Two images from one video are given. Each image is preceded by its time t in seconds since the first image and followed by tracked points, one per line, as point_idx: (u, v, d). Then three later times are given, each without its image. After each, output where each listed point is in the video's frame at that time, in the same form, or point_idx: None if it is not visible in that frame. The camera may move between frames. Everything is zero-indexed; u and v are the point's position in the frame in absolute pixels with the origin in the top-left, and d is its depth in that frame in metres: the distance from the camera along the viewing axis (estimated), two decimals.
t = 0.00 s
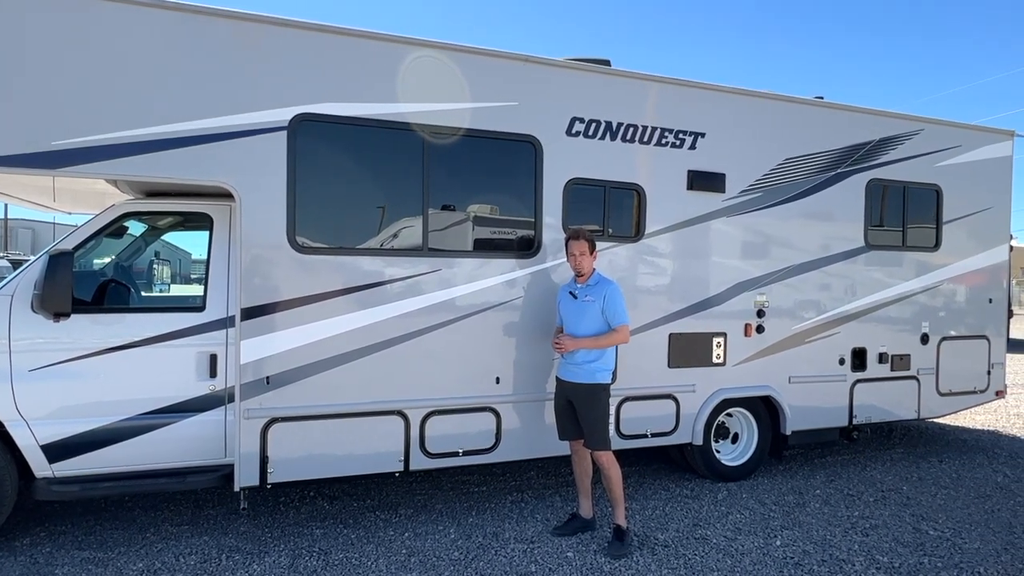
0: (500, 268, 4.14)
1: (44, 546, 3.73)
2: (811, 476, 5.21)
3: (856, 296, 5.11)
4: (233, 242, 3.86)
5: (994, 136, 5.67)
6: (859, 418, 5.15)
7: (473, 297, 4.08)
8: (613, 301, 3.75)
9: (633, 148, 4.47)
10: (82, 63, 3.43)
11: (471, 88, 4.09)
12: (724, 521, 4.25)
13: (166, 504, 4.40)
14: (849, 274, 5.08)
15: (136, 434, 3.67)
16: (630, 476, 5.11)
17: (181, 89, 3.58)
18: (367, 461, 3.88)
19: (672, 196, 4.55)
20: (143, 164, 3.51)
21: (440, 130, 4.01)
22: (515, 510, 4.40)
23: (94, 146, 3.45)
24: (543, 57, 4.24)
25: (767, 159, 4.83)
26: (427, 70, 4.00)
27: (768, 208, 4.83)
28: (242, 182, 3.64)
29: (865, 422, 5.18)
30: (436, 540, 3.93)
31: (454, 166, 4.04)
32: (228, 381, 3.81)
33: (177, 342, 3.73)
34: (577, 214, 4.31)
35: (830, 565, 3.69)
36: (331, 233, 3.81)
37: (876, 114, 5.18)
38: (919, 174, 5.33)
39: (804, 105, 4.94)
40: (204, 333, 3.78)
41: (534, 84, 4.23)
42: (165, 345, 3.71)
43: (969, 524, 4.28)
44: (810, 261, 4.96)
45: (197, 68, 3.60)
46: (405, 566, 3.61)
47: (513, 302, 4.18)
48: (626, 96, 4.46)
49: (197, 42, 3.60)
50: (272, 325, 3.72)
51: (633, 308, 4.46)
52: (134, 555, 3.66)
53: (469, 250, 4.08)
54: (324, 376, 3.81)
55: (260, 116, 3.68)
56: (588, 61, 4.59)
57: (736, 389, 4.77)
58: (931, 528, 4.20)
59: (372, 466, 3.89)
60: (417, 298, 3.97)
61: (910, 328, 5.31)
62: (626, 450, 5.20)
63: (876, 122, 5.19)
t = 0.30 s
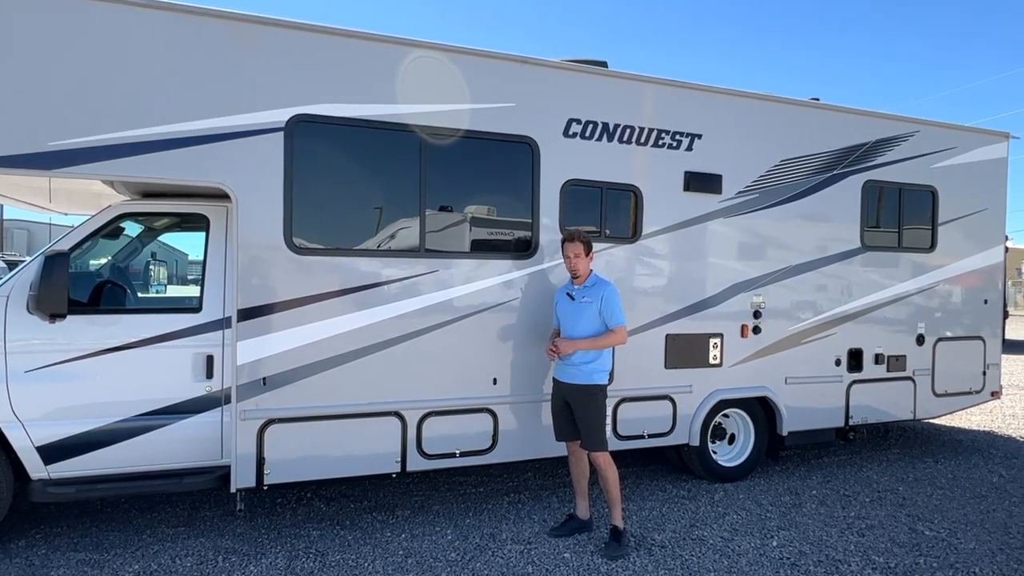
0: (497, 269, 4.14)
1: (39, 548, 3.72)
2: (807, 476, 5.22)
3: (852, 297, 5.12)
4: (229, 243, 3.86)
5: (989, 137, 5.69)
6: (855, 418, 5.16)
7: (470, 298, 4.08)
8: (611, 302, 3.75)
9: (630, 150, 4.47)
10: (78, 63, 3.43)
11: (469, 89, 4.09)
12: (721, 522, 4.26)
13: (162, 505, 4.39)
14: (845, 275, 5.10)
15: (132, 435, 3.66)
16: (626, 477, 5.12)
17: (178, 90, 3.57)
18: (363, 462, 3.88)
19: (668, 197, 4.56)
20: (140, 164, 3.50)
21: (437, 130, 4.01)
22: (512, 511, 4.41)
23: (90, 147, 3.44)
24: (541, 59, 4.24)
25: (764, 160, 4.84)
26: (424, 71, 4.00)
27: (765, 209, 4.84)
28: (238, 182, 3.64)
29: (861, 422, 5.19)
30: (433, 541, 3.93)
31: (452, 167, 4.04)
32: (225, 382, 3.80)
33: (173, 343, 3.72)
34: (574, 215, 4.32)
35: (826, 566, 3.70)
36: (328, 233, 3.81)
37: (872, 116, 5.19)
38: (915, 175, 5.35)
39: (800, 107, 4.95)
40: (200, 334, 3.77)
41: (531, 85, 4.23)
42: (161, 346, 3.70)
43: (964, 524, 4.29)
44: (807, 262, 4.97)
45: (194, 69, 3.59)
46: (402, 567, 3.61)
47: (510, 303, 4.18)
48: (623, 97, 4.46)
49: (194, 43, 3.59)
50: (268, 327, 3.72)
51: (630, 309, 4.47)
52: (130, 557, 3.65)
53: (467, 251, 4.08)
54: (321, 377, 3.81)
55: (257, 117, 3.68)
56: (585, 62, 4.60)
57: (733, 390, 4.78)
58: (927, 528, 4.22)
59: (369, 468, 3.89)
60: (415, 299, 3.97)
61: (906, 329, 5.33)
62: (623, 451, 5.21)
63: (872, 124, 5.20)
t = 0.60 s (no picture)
0: (494, 270, 4.14)
1: (35, 550, 3.70)
2: (804, 477, 5.22)
3: (849, 298, 5.13)
4: (226, 244, 3.85)
5: (985, 139, 5.71)
6: (852, 419, 5.17)
7: (467, 300, 4.08)
8: (609, 303, 3.75)
9: (628, 151, 4.48)
10: (75, 64, 3.42)
11: (466, 90, 4.10)
12: (718, 523, 4.26)
13: (159, 507, 4.38)
14: (842, 276, 5.11)
15: (129, 437, 3.65)
16: (624, 478, 5.12)
17: (174, 91, 3.57)
18: (360, 463, 3.87)
19: (665, 199, 4.56)
20: (136, 165, 3.49)
21: (435, 131, 4.01)
22: (509, 512, 4.40)
23: (86, 148, 3.43)
24: (538, 60, 4.25)
25: (760, 161, 4.85)
26: (421, 72, 4.00)
27: (761, 210, 4.85)
28: (235, 183, 3.63)
29: (858, 423, 5.20)
30: (431, 542, 3.92)
31: (449, 168, 4.04)
32: (222, 384, 3.80)
33: (170, 344, 3.71)
34: (571, 217, 4.32)
35: (823, 566, 3.71)
36: (325, 234, 3.81)
37: (868, 117, 5.21)
38: (911, 177, 5.37)
39: (796, 108, 4.96)
40: (197, 336, 3.77)
41: (528, 87, 4.24)
42: (158, 348, 3.69)
43: (960, 525, 4.30)
44: (803, 263, 4.98)
45: (191, 69, 3.59)
46: (399, 568, 3.60)
47: (507, 304, 4.18)
48: (620, 99, 4.47)
49: (191, 44, 3.59)
50: (265, 328, 3.71)
51: (627, 311, 4.47)
52: (127, 558, 3.64)
53: (464, 251, 4.09)
54: (318, 379, 3.81)
55: (254, 118, 3.68)
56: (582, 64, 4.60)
57: (730, 391, 4.78)
58: (923, 529, 4.23)
59: (366, 469, 3.88)
60: (412, 300, 3.97)
61: (902, 330, 5.34)
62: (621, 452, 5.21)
63: (868, 125, 5.22)
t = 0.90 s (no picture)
0: (491, 272, 4.15)
1: (31, 552, 3.69)
2: (801, 478, 5.23)
3: (845, 299, 5.15)
4: (224, 245, 3.85)
5: (981, 141, 5.73)
6: (849, 420, 5.18)
7: (465, 301, 4.09)
8: (604, 303, 3.76)
9: (625, 152, 4.49)
10: (72, 65, 3.42)
11: (464, 92, 4.10)
12: (715, 524, 4.26)
13: (156, 509, 4.37)
14: (838, 278, 5.12)
15: (125, 438, 3.64)
16: (621, 479, 5.12)
17: (171, 92, 3.57)
18: (358, 465, 3.87)
19: (663, 200, 4.57)
20: (133, 166, 3.49)
21: (432, 133, 4.01)
22: (507, 513, 4.40)
23: (83, 149, 3.43)
24: (535, 62, 4.25)
25: (757, 162, 4.86)
26: (419, 73, 4.00)
27: (758, 212, 4.86)
28: (232, 185, 3.63)
29: (854, 424, 5.21)
30: (428, 544, 3.92)
31: (446, 169, 4.05)
32: (219, 385, 3.79)
33: (166, 346, 3.71)
34: (569, 218, 4.33)
35: (819, 567, 3.71)
36: (323, 235, 3.81)
37: (865, 119, 5.22)
38: (907, 179, 5.38)
39: (793, 110, 4.98)
40: (194, 337, 3.76)
41: (525, 88, 4.24)
42: (155, 349, 3.69)
43: (957, 525, 4.31)
44: (800, 265, 4.99)
45: (188, 70, 3.59)
46: (396, 570, 3.60)
47: (505, 305, 4.19)
48: (617, 101, 4.48)
49: (189, 45, 3.59)
50: (262, 329, 3.71)
51: (625, 312, 4.48)
52: (123, 560, 3.63)
53: (462, 253, 4.09)
54: (316, 380, 3.80)
55: (252, 119, 3.67)
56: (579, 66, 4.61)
57: (727, 392, 4.79)
58: (920, 529, 4.24)
59: (363, 470, 3.88)
60: (410, 301, 3.97)
61: (899, 331, 5.36)
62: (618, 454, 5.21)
63: (865, 127, 5.23)
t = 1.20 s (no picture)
0: (489, 273, 4.15)
1: (28, 554, 3.68)
2: (798, 479, 5.24)
3: (842, 301, 5.15)
4: (221, 246, 3.84)
5: (977, 142, 5.74)
6: (846, 421, 5.19)
7: (462, 302, 4.09)
8: (599, 305, 3.77)
9: (623, 154, 4.49)
10: (69, 67, 3.41)
11: (461, 93, 4.10)
12: (713, 525, 4.27)
13: (153, 510, 4.36)
14: (836, 279, 5.13)
15: (122, 440, 3.64)
16: (619, 480, 5.13)
17: (169, 93, 3.56)
18: (355, 466, 3.87)
19: (660, 201, 4.58)
20: (130, 168, 3.48)
21: (429, 134, 4.01)
22: (504, 515, 4.40)
23: (80, 150, 3.42)
24: (533, 64, 4.25)
25: (755, 164, 4.87)
26: (417, 75, 4.00)
27: (756, 213, 4.86)
28: (230, 186, 3.63)
29: (852, 425, 5.22)
30: (426, 545, 3.92)
31: (444, 170, 4.05)
32: (216, 387, 3.78)
33: (163, 347, 3.70)
34: (566, 219, 4.33)
35: (817, 568, 3.72)
36: (321, 237, 3.81)
37: (862, 121, 5.23)
38: (904, 180, 5.40)
39: (790, 112, 4.99)
40: (191, 338, 3.76)
41: (523, 90, 4.24)
42: (152, 350, 3.68)
43: (953, 526, 4.32)
44: (797, 266, 5.00)
45: (185, 72, 3.58)
46: (394, 571, 3.60)
47: (502, 306, 4.19)
48: (615, 102, 4.49)
49: (186, 46, 3.58)
50: (260, 331, 3.71)
51: (622, 313, 4.48)
52: (121, 562, 3.63)
53: (459, 254, 4.09)
54: (313, 381, 3.80)
55: (250, 120, 3.67)
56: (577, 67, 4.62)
57: (724, 393, 4.79)
58: (917, 530, 4.25)
59: (361, 472, 3.88)
60: (407, 303, 3.97)
61: (896, 332, 5.37)
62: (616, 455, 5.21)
63: (862, 129, 5.24)
